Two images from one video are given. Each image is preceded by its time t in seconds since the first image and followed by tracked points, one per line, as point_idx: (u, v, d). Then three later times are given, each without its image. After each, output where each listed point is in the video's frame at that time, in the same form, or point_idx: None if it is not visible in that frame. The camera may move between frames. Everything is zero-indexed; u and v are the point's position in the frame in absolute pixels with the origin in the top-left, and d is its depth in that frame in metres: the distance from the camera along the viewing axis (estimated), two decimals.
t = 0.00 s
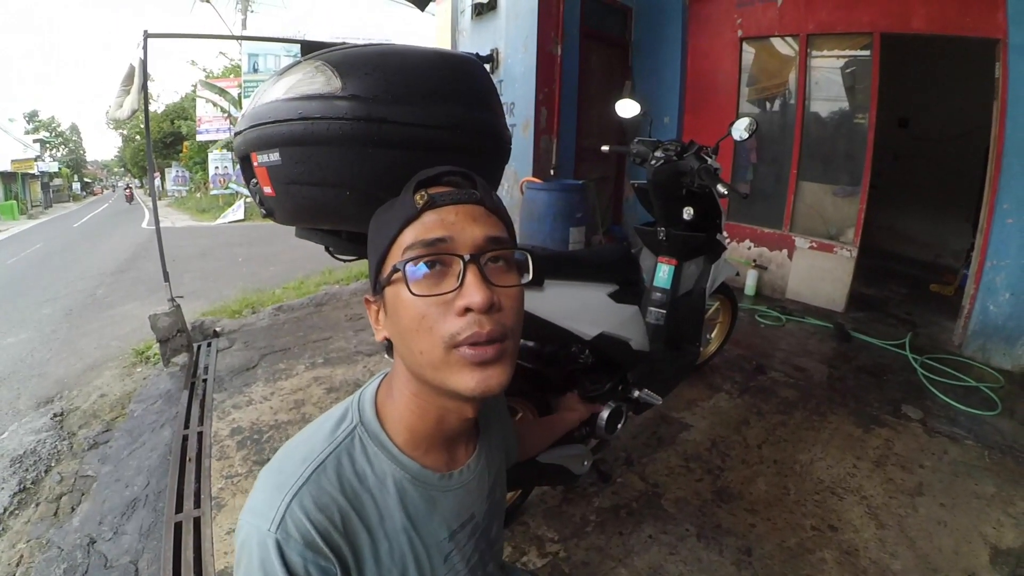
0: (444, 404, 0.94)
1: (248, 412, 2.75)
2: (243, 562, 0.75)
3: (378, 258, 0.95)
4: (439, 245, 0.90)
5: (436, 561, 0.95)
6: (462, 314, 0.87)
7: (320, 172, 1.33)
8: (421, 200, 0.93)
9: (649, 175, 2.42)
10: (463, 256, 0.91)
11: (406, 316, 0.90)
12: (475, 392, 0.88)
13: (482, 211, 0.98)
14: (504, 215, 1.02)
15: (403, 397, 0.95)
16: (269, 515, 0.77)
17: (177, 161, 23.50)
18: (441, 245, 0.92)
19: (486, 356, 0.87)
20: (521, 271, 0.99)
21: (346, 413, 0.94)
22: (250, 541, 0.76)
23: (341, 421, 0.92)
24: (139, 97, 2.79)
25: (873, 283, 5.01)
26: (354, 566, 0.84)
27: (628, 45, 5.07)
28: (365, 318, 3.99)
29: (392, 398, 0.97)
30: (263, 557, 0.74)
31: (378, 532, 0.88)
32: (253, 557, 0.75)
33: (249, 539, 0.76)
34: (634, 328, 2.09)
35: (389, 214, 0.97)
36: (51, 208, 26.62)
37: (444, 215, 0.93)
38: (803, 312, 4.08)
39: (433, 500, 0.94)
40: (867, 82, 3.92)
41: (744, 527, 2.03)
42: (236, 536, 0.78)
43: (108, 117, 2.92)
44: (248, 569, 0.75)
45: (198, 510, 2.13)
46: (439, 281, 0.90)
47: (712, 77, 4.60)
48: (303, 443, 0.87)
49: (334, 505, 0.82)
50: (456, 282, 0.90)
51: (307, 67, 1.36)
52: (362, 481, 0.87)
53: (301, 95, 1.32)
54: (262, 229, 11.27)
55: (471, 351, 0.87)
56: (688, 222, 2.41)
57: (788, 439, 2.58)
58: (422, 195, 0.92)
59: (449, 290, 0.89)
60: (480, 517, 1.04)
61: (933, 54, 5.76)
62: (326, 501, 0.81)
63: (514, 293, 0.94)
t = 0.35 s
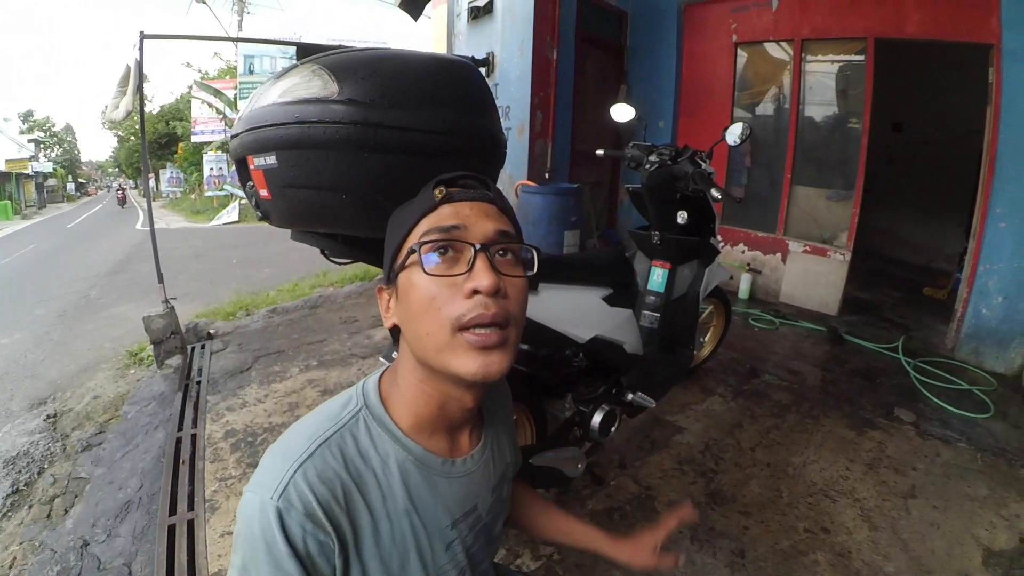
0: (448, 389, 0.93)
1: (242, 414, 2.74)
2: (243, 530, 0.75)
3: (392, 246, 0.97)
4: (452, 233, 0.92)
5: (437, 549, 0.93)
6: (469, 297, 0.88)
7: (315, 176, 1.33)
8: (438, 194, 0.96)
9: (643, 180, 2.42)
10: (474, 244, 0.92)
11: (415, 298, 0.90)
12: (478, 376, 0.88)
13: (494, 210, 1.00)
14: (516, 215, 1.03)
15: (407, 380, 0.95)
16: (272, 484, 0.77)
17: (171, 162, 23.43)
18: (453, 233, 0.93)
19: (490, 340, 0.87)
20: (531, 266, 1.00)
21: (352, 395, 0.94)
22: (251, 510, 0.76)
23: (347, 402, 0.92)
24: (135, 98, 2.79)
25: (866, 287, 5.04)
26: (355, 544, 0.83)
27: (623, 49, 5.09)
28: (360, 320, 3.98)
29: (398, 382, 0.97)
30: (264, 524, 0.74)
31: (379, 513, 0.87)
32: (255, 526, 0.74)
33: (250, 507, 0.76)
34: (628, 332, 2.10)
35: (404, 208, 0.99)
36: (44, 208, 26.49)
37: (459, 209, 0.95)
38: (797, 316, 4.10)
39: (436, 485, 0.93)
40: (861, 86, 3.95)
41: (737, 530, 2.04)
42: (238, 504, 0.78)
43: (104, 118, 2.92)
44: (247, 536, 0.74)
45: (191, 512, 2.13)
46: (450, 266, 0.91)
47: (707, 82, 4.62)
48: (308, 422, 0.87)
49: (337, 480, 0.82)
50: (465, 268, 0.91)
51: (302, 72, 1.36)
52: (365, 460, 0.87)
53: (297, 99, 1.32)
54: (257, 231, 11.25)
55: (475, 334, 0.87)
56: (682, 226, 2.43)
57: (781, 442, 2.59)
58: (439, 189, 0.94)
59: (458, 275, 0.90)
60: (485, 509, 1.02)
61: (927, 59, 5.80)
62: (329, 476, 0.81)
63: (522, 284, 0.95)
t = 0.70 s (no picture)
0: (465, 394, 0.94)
1: (238, 415, 2.73)
2: (237, 501, 0.78)
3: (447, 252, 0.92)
4: (526, 267, 0.91)
5: (423, 543, 0.91)
6: (523, 331, 0.89)
7: (312, 175, 1.33)
8: (518, 220, 0.93)
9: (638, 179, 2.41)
10: (540, 282, 0.93)
11: (469, 313, 0.89)
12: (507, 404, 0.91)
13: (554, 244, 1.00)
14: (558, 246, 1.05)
15: (423, 381, 0.94)
16: (266, 458, 0.80)
17: (166, 162, 23.32)
18: (525, 264, 0.92)
19: (527, 373, 0.91)
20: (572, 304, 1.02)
21: (354, 385, 0.95)
22: (246, 481, 0.78)
23: (347, 391, 0.94)
24: (130, 97, 2.77)
25: (861, 286, 5.06)
26: (342, 527, 0.83)
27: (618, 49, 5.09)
28: (355, 320, 3.98)
29: (416, 375, 0.95)
30: (255, 495, 0.76)
31: (367, 498, 0.86)
32: (247, 496, 0.77)
33: (244, 481, 0.78)
34: (623, 331, 2.11)
35: (460, 212, 0.94)
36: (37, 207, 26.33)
37: (532, 240, 0.94)
38: (792, 315, 4.11)
39: (425, 478, 0.91)
40: (855, 86, 3.96)
41: (733, 528, 2.04)
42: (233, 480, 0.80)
43: (98, 117, 2.90)
44: (240, 506, 0.77)
45: (188, 513, 2.12)
46: (513, 295, 0.91)
47: (702, 82, 4.63)
48: (307, 407, 0.90)
49: (328, 460, 0.83)
50: (526, 301, 0.91)
51: (302, 71, 1.36)
52: (357, 445, 0.87)
53: (294, 98, 1.32)
54: (252, 231, 11.21)
55: (516, 364, 0.90)
56: (678, 225, 2.43)
57: (776, 440, 2.60)
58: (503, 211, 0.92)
59: (519, 307, 0.90)
60: (475, 510, 0.98)
61: (921, 59, 5.82)
62: (321, 456, 0.82)
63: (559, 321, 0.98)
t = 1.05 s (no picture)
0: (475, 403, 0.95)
1: (234, 418, 2.73)
2: (246, 551, 0.74)
3: (516, 274, 0.85)
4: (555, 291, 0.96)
5: (431, 552, 0.92)
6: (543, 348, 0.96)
7: (308, 178, 1.32)
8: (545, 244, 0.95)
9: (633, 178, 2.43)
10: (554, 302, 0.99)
11: (517, 334, 0.89)
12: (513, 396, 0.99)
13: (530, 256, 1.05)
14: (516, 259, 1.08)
15: (450, 407, 0.91)
16: (272, 505, 0.75)
17: (159, 165, 23.25)
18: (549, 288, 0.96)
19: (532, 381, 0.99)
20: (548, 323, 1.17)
21: (347, 405, 0.89)
22: (252, 531, 0.75)
23: (341, 412, 0.88)
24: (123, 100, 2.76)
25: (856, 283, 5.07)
26: (354, 553, 0.82)
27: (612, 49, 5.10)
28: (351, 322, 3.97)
29: (435, 392, 0.89)
30: (265, 548, 0.73)
31: (375, 522, 0.84)
32: (256, 548, 0.73)
33: (250, 529, 0.75)
34: (618, 331, 2.11)
35: (519, 220, 0.90)
36: (30, 212, 26.22)
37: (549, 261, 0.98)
38: (787, 312, 4.12)
39: (430, 493, 0.89)
40: (848, 84, 3.98)
41: (731, 526, 2.05)
42: (235, 526, 0.76)
43: (93, 121, 2.89)
44: (250, 557, 0.74)
45: (185, 518, 2.11)
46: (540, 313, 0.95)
47: (696, 82, 4.64)
48: (302, 436, 0.84)
49: (335, 495, 0.80)
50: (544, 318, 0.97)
51: (296, 73, 1.36)
52: (361, 472, 0.83)
53: (288, 102, 1.32)
54: (247, 234, 11.18)
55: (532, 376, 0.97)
56: (673, 224, 2.43)
57: (773, 437, 2.61)
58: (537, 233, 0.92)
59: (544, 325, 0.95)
60: (471, 508, 1.00)
61: (913, 56, 5.84)
62: (327, 493, 0.79)
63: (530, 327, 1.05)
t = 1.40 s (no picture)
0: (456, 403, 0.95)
1: (226, 417, 2.72)
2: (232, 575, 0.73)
3: (492, 271, 0.85)
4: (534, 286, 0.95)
5: (422, 556, 0.91)
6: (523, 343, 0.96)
7: (292, 174, 1.32)
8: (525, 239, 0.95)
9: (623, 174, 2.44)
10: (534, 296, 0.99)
11: (494, 332, 0.88)
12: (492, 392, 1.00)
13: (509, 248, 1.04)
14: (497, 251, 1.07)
15: (430, 410, 0.91)
16: (255, 526, 0.74)
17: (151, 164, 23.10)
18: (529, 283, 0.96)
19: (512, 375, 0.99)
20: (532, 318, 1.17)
21: (323, 417, 0.88)
22: (237, 553, 0.74)
23: (318, 425, 0.87)
24: (112, 97, 2.73)
25: (848, 278, 5.09)
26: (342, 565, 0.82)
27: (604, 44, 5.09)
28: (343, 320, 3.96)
29: (415, 395, 0.89)
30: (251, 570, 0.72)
31: (362, 532, 0.84)
32: (241, 570, 0.72)
33: (234, 552, 0.74)
34: (608, 326, 2.11)
35: (496, 213, 0.90)
36: (22, 212, 26.04)
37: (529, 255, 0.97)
38: (779, 307, 4.14)
39: (416, 497, 0.89)
40: (840, 79, 3.99)
41: (723, 520, 2.05)
42: (218, 550, 0.75)
43: (81, 118, 2.86)
44: None
45: (177, 517, 2.10)
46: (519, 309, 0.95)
47: (688, 77, 4.64)
48: (279, 453, 0.83)
49: (319, 510, 0.79)
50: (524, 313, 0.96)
51: (280, 68, 1.35)
52: (344, 483, 0.83)
53: (272, 96, 1.31)
54: (240, 231, 11.13)
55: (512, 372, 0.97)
56: (663, 219, 2.44)
57: (765, 432, 2.62)
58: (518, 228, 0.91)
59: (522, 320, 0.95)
60: (458, 507, 1.00)
61: (904, 51, 5.86)
62: (311, 508, 0.78)
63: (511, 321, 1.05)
